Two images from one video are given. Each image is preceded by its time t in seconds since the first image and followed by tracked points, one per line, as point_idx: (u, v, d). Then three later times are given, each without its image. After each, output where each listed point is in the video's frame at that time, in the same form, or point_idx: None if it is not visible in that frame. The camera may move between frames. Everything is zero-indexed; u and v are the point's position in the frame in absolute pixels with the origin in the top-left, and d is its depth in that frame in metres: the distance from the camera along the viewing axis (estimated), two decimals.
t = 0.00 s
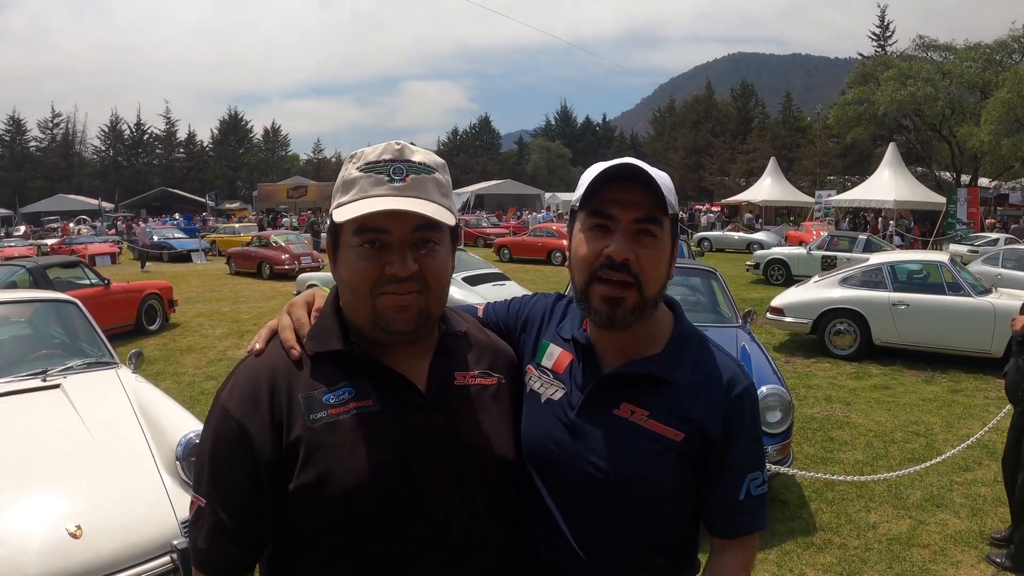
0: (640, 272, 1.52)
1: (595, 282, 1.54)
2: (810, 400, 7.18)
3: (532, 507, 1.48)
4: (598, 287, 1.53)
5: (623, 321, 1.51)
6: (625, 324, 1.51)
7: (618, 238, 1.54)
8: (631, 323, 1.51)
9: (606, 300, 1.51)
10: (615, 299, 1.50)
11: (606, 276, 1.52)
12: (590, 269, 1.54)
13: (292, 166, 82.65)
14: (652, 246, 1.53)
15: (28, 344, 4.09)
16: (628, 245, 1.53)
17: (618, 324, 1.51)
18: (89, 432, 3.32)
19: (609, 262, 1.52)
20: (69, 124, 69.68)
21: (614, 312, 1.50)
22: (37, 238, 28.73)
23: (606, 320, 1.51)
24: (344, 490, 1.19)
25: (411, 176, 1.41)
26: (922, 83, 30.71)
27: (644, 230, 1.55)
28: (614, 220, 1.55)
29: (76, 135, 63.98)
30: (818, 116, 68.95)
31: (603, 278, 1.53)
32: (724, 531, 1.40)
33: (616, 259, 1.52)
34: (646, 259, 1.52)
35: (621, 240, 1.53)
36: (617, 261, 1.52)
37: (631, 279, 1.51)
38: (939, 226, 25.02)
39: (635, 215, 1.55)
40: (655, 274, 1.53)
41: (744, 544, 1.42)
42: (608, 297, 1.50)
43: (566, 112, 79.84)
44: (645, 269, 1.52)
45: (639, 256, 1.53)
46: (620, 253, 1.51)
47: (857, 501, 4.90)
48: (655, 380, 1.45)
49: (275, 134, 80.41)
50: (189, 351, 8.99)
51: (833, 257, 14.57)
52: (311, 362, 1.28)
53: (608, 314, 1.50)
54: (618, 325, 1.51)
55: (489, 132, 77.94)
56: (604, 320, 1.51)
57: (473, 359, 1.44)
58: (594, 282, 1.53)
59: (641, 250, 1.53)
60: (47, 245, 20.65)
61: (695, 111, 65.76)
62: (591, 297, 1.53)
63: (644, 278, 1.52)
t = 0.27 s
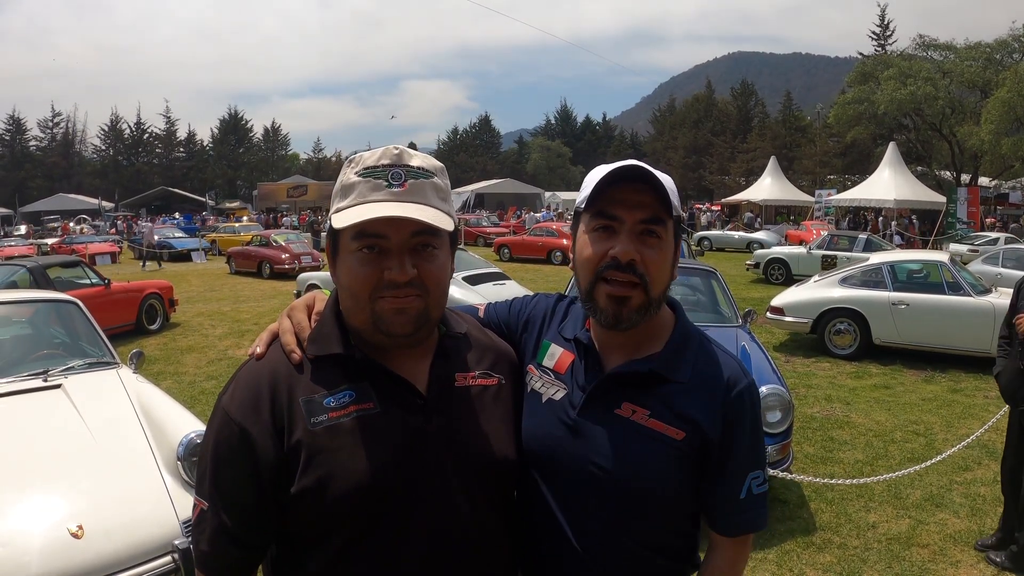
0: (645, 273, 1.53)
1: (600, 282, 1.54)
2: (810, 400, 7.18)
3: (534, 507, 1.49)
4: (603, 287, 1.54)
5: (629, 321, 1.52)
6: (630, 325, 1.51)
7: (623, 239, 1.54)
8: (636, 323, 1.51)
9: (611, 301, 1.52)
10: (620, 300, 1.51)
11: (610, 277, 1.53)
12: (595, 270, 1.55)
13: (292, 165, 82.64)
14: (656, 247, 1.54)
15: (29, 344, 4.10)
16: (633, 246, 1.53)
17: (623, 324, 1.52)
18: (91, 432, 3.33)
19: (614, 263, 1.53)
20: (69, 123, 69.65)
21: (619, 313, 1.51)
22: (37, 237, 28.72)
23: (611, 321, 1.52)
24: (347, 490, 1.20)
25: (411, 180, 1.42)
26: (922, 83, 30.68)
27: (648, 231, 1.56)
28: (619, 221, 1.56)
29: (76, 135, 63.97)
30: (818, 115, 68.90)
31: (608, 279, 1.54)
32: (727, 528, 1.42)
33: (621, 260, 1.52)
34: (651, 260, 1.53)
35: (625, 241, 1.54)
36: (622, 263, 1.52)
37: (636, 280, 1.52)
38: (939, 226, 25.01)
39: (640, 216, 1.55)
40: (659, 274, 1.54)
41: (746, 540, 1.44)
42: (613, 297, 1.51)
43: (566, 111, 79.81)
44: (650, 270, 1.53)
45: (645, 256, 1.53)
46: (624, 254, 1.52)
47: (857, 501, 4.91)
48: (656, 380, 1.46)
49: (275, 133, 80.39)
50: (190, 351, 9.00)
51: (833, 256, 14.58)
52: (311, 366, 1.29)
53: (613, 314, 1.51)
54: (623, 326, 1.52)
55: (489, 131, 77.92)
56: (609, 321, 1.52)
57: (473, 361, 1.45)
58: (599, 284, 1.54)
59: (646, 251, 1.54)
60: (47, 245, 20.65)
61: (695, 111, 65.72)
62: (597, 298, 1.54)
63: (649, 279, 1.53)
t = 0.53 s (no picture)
0: (643, 271, 1.53)
1: (598, 282, 1.55)
2: (810, 399, 7.19)
3: (535, 501, 1.50)
4: (600, 285, 1.54)
5: (629, 319, 1.52)
6: (629, 322, 1.52)
7: (621, 238, 1.55)
8: (636, 320, 1.52)
9: (610, 299, 1.52)
10: (619, 297, 1.51)
11: (609, 275, 1.53)
12: (593, 269, 1.55)
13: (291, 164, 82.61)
14: (653, 246, 1.55)
15: (29, 344, 4.10)
16: (631, 245, 1.54)
17: (623, 321, 1.52)
18: (91, 432, 3.33)
19: (612, 263, 1.53)
20: (68, 123, 69.61)
21: (619, 310, 1.51)
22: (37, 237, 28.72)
23: (611, 319, 1.52)
24: (350, 486, 1.21)
25: (413, 180, 1.43)
26: (922, 82, 30.67)
27: (647, 229, 1.56)
28: (616, 221, 1.57)
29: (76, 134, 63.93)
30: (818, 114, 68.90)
31: (607, 277, 1.55)
32: (728, 521, 1.43)
33: (618, 260, 1.53)
34: (649, 259, 1.54)
35: (623, 241, 1.55)
36: (621, 261, 1.53)
37: (634, 278, 1.53)
38: (939, 226, 25.01)
39: (637, 215, 1.56)
40: (658, 272, 1.55)
41: (747, 534, 1.45)
42: (612, 295, 1.51)
43: (566, 110, 79.78)
44: (649, 268, 1.53)
45: (643, 255, 1.54)
46: (622, 253, 1.53)
47: (856, 500, 4.92)
48: (656, 377, 1.47)
49: (274, 133, 80.35)
50: (190, 350, 9.00)
51: (833, 256, 14.59)
52: (314, 363, 1.30)
53: (613, 312, 1.51)
54: (622, 323, 1.52)
55: (489, 131, 77.91)
56: (609, 319, 1.53)
57: (475, 358, 1.46)
58: (598, 282, 1.54)
59: (644, 249, 1.55)
60: (47, 245, 20.65)
61: (695, 110, 65.71)
62: (595, 296, 1.54)
63: (648, 276, 1.53)
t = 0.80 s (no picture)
0: (641, 267, 1.53)
1: (596, 278, 1.55)
2: (810, 398, 7.19)
3: (536, 497, 1.50)
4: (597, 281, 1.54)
5: (626, 314, 1.52)
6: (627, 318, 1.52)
7: (617, 234, 1.55)
8: (633, 316, 1.52)
9: (607, 294, 1.52)
10: (616, 293, 1.52)
11: (606, 271, 1.53)
12: (590, 265, 1.55)
13: (291, 163, 82.62)
14: (649, 241, 1.55)
15: (30, 343, 4.10)
16: (627, 241, 1.54)
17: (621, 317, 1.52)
18: (92, 431, 3.33)
19: (609, 259, 1.53)
20: (68, 123, 69.59)
21: (617, 305, 1.51)
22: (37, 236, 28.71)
23: (609, 314, 1.52)
24: (352, 481, 1.21)
25: (417, 176, 1.43)
26: (922, 82, 30.66)
27: (642, 225, 1.57)
28: (612, 217, 1.57)
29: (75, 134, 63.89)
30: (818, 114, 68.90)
31: (604, 273, 1.55)
32: (728, 516, 1.43)
33: (615, 256, 1.53)
34: (646, 255, 1.54)
35: (620, 236, 1.55)
36: (617, 257, 1.53)
37: (632, 274, 1.53)
38: (939, 225, 25.02)
39: (633, 210, 1.56)
40: (654, 268, 1.55)
41: (746, 529, 1.45)
42: (610, 291, 1.51)
43: (566, 110, 79.76)
44: (645, 264, 1.53)
45: (639, 251, 1.54)
46: (618, 248, 1.53)
47: (857, 498, 4.92)
48: (657, 371, 1.47)
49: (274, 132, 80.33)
50: (190, 349, 9.00)
51: (833, 255, 14.59)
52: (316, 359, 1.30)
53: (611, 308, 1.51)
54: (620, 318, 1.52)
55: (489, 130, 77.89)
56: (606, 315, 1.53)
57: (476, 355, 1.46)
58: (594, 278, 1.54)
59: (641, 245, 1.54)
60: (47, 245, 20.63)
61: (695, 110, 65.72)
62: (592, 293, 1.54)
63: (645, 272, 1.53)
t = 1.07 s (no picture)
0: (643, 258, 1.53)
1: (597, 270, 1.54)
2: (810, 396, 7.19)
3: (537, 490, 1.49)
4: (598, 274, 1.54)
5: (628, 307, 1.51)
6: (629, 310, 1.51)
7: (618, 226, 1.55)
8: (634, 308, 1.51)
9: (609, 287, 1.52)
10: (618, 284, 1.51)
11: (607, 264, 1.53)
12: (591, 258, 1.55)
13: (291, 163, 82.58)
14: (651, 233, 1.54)
15: (30, 341, 4.10)
16: (628, 233, 1.54)
17: (623, 309, 1.51)
18: (92, 428, 3.33)
19: (610, 250, 1.53)
20: (68, 123, 69.60)
21: (619, 298, 1.51)
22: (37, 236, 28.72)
23: (610, 306, 1.51)
24: (352, 472, 1.20)
25: (417, 167, 1.43)
26: (922, 82, 30.63)
27: (643, 217, 1.56)
28: (613, 209, 1.56)
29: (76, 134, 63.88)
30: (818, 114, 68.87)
31: (605, 266, 1.54)
32: (728, 509, 1.42)
33: (616, 248, 1.52)
34: (648, 247, 1.53)
35: (621, 228, 1.54)
36: (618, 249, 1.52)
37: (633, 267, 1.52)
38: (939, 225, 25.00)
39: (634, 203, 1.55)
40: (656, 260, 1.54)
41: (745, 522, 1.45)
42: (611, 283, 1.51)
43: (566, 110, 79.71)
44: (647, 257, 1.53)
45: (641, 243, 1.53)
46: (620, 241, 1.52)
47: (858, 497, 4.91)
48: (657, 363, 1.46)
49: (274, 133, 80.30)
50: (190, 348, 9.00)
51: (833, 255, 14.58)
52: (316, 351, 1.29)
53: (612, 300, 1.51)
54: (622, 310, 1.51)
55: (489, 130, 77.86)
56: (608, 307, 1.52)
57: (477, 348, 1.45)
58: (596, 270, 1.54)
59: (642, 237, 1.54)
60: (47, 245, 20.62)
61: (695, 110, 65.69)
62: (594, 285, 1.54)
63: (647, 264, 1.53)
